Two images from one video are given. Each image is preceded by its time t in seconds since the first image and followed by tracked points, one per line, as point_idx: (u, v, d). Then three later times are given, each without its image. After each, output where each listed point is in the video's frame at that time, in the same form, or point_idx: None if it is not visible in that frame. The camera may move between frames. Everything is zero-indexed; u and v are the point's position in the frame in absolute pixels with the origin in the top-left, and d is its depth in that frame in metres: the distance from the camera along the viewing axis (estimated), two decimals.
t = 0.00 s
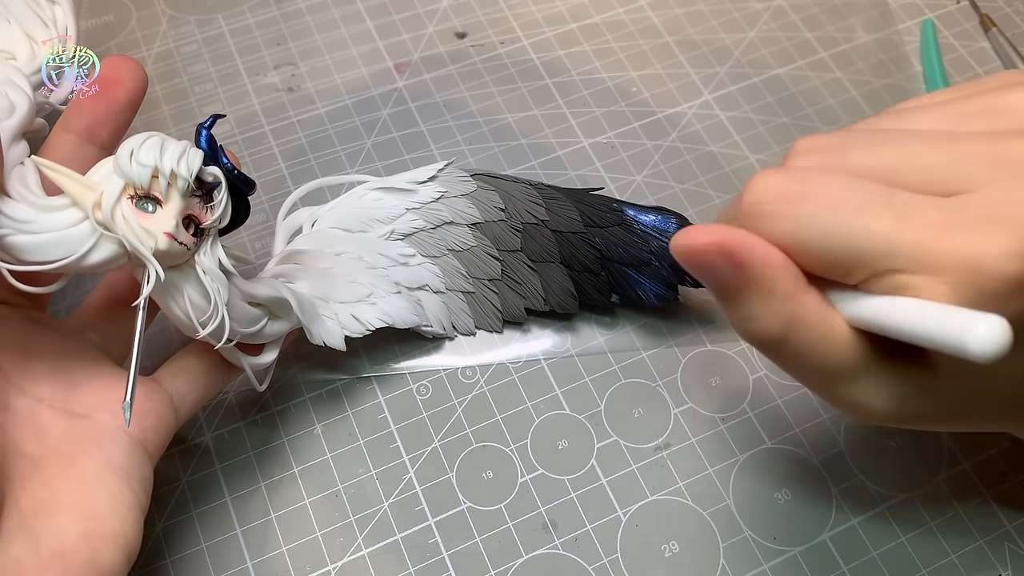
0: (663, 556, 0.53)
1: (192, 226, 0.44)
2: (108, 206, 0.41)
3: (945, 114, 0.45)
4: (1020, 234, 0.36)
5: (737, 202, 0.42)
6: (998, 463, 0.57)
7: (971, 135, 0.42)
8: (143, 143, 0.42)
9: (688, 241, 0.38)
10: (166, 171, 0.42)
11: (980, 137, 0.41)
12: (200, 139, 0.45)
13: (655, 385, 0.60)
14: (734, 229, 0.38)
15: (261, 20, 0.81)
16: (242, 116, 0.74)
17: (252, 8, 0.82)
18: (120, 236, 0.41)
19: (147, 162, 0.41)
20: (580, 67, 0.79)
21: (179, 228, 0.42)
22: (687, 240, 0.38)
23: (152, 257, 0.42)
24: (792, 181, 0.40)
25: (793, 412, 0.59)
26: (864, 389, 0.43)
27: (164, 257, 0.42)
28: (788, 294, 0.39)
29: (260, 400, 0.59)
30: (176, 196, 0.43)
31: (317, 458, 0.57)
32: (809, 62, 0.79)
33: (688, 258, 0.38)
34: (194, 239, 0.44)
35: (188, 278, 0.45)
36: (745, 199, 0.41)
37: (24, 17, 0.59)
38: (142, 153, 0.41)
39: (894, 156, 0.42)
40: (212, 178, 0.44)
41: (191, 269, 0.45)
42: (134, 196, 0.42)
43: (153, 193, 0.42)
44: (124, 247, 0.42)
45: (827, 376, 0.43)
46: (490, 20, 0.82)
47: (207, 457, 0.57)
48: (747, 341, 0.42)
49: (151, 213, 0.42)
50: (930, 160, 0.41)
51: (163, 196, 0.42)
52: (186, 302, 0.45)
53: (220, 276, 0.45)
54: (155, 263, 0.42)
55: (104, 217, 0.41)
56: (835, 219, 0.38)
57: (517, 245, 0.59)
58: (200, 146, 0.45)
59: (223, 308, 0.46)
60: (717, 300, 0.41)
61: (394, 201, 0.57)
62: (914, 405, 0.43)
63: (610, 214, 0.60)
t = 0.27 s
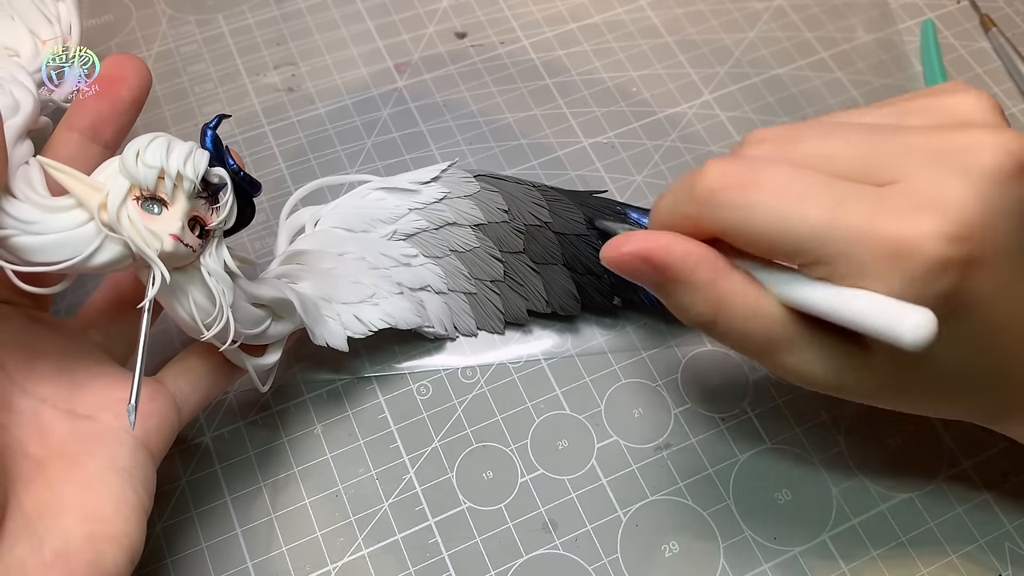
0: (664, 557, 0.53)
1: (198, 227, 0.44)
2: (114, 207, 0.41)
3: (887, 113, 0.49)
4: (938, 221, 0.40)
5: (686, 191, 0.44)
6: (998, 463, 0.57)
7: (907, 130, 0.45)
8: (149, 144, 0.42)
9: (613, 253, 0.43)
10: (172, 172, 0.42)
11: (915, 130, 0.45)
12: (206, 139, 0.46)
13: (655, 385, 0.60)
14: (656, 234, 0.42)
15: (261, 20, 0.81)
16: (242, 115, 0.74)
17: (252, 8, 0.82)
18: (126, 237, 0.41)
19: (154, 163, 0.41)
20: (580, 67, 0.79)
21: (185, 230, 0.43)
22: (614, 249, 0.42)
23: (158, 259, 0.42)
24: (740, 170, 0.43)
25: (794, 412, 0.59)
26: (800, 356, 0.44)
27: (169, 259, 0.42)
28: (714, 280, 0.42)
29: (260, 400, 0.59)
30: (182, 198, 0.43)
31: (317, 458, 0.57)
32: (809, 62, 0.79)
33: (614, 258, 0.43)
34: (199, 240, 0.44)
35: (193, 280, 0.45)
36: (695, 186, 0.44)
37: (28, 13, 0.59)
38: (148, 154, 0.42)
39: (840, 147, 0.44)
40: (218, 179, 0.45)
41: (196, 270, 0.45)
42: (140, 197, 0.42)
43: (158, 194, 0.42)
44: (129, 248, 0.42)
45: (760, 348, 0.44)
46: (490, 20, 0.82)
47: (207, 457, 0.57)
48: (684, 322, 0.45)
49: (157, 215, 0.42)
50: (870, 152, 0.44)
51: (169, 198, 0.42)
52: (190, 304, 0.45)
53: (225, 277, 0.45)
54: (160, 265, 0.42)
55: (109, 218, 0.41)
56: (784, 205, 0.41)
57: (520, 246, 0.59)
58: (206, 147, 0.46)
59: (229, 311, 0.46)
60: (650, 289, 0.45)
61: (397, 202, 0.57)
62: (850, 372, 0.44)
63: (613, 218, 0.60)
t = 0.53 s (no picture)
0: (664, 557, 0.53)
1: (198, 227, 0.44)
2: (115, 207, 0.41)
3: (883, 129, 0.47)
4: (949, 232, 0.38)
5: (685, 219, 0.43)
6: (998, 464, 0.57)
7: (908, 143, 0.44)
8: (150, 144, 0.42)
9: (626, 266, 0.42)
10: (173, 172, 0.42)
11: (916, 143, 0.43)
12: (206, 140, 0.46)
13: (655, 385, 0.60)
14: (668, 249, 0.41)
15: (261, 20, 0.81)
16: (242, 115, 0.74)
17: (252, 8, 0.82)
18: (126, 237, 0.41)
19: (155, 163, 0.41)
20: (580, 67, 0.79)
21: (185, 229, 0.43)
22: (626, 263, 0.42)
23: (159, 259, 0.42)
24: (735, 196, 0.42)
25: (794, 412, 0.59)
26: (812, 386, 0.44)
27: (170, 259, 0.42)
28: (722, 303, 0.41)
29: (260, 401, 0.59)
30: (183, 198, 0.43)
31: (317, 458, 0.57)
32: (810, 62, 0.79)
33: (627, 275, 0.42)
34: (200, 240, 0.44)
35: (193, 279, 0.45)
36: (692, 213, 0.43)
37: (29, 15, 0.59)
38: (149, 154, 0.42)
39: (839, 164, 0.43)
40: (219, 179, 0.45)
41: (196, 270, 0.45)
42: (141, 197, 0.42)
43: (159, 194, 0.42)
44: (129, 248, 0.42)
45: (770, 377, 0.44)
46: (490, 20, 0.82)
47: (207, 457, 0.57)
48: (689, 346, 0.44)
49: (157, 215, 0.42)
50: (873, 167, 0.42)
51: (170, 198, 0.42)
52: (191, 304, 0.45)
53: (225, 277, 0.45)
54: (161, 265, 0.42)
55: (110, 218, 0.41)
56: (786, 231, 0.39)
57: (520, 246, 0.59)
58: (206, 147, 0.46)
59: (229, 310, 0.46)
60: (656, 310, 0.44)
61: (398, 202, 0.57)
62: (859, 407, 0.44)
63: (615, 218, 0.60)
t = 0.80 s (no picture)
0: (663, 557, 0.53)
1: (197, 230, 0.44)
2: (112, 212, 0.41)
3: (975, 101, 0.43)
4: None
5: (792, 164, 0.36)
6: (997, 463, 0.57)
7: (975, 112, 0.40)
8: (146, 149, 0.42)
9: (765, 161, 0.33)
10: (169, 176, 0.42)
11: None
12: (206, 145, 0.46)
13: (655, 385, 0.60)
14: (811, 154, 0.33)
15: (262, 20, 0.81)
16: (242, 116, 0.74)
17: (252, 8, 0.82)
18: (125, 240, 0.41)
19: (150, 167, 0.41)
20: (580, 67, 0.79)
21: (183, 232, 0.43)
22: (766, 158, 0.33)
23: (157, 262, 0.42)
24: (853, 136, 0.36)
25: (793, 412, 0.59)
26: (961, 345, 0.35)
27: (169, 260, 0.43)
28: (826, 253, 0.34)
29: (260, 401, 0.59)
30: (180, 201, 0.43)
31: (317, 458, 0.57)
32: (809, 62, 0.79)
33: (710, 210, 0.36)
34: (199, 243, 0.44)
35: (194, 281, 0.45)
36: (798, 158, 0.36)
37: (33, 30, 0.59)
38: (146, 158, 0.41)
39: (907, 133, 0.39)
40: (217, 183, 0.44)
41: (197, 273, 0.45)
42: (139, 201, 0.42)
43: (157, 198, 0.42)
44: (129, 252, 0.42)
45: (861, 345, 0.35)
46: (490, 20, 0.82)
47: (207, 457, 0.57)
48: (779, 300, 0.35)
49: (155, 218, 0.42)
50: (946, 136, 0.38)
51: (167, 202, 0.42)
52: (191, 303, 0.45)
53: (226, 279, 0.45)
54: (160, 268, 0.42)
55: (109, 223, 0.41)
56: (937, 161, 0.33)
57: (529, 246, 0.59)
58: (207, 152, 0.45)
59: (229, 310, 0.46)
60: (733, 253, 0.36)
61: (405, 205, 0.57)
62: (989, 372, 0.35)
63: (621, 212, 0.59)
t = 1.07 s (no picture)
0: (663, 557, 0.53)
1: (197, 231, 0.44)
2: (112, 212, 0.41)
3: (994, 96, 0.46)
4: None
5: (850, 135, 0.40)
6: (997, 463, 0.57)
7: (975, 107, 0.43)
8: (146, 150, 0.42)
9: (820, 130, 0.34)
10: (168, 177, 0.42)
11: None
12: (207, 145, 0.46)
13: (655, 385, 0.60)
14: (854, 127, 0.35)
15: (262, 20, 0.81)
16: (242, 116, 0.74)
17: (252, 9, 0.82)
18: (125, 241, 0.41)
19: (150, 168, 0.41)
20: (580, 67, 0.79)
21: (183, 233, 0.43)
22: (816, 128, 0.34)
23: (157, 262, 0.42)
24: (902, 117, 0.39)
25: (793, 412, 0.59)
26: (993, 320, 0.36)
27: (169, 261, 0.43)
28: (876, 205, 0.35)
29: (261, 401, 0.59)
30: (180, 202, 0.43)
31: (317, 458, 0.57)
32: (809, 62, 0.79)
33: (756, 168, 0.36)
34: (199, 244, 0.44)
35: (194, 282, 0.45)
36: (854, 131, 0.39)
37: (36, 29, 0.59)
38: (146, 159, 0.42)
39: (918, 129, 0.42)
40: (217, 183, 0.44)
41: (197, 274, 0.45)
42: (138, 202, 0.42)
43: (157, 199, 0.42)
44: (129, 252, 0.42)
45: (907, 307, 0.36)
46: (490, 20, 0.82)
47: (207, 457, 0.57)
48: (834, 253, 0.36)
49: (154, 219, 0.42)
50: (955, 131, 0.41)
51: (167, 202, 0.43)
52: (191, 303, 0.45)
53: (225, 279, 0.45)
54: (160, 268, 0.42)
55: (109, 224, 0.41)
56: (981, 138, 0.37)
57: (530, 246, 0.59)
58: (207, 152, 0.46)
59: (229, 310, 0.46)
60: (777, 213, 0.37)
61: (406, 205, 0.57)
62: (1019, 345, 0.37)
63: (621, 212, 0.59)
